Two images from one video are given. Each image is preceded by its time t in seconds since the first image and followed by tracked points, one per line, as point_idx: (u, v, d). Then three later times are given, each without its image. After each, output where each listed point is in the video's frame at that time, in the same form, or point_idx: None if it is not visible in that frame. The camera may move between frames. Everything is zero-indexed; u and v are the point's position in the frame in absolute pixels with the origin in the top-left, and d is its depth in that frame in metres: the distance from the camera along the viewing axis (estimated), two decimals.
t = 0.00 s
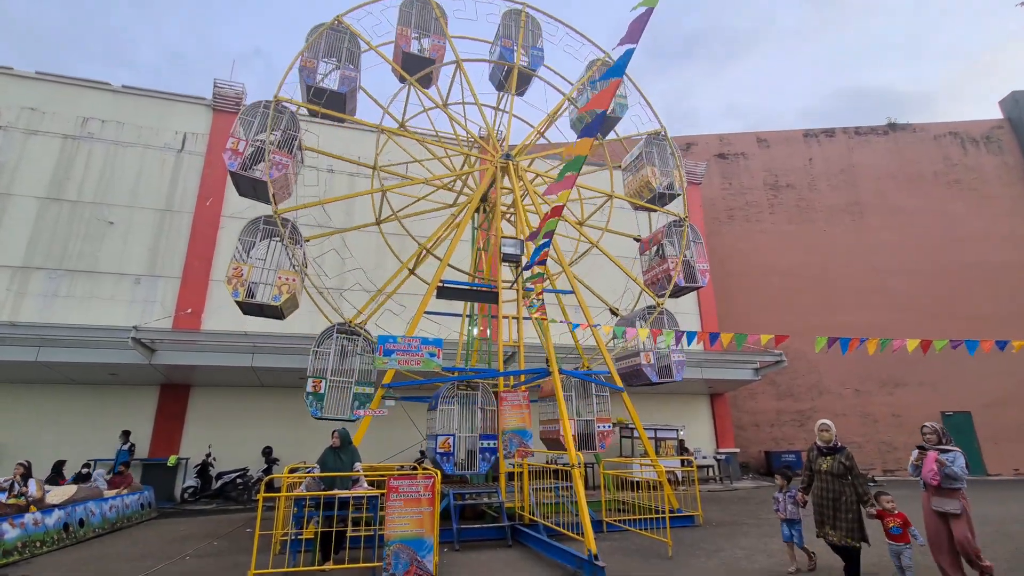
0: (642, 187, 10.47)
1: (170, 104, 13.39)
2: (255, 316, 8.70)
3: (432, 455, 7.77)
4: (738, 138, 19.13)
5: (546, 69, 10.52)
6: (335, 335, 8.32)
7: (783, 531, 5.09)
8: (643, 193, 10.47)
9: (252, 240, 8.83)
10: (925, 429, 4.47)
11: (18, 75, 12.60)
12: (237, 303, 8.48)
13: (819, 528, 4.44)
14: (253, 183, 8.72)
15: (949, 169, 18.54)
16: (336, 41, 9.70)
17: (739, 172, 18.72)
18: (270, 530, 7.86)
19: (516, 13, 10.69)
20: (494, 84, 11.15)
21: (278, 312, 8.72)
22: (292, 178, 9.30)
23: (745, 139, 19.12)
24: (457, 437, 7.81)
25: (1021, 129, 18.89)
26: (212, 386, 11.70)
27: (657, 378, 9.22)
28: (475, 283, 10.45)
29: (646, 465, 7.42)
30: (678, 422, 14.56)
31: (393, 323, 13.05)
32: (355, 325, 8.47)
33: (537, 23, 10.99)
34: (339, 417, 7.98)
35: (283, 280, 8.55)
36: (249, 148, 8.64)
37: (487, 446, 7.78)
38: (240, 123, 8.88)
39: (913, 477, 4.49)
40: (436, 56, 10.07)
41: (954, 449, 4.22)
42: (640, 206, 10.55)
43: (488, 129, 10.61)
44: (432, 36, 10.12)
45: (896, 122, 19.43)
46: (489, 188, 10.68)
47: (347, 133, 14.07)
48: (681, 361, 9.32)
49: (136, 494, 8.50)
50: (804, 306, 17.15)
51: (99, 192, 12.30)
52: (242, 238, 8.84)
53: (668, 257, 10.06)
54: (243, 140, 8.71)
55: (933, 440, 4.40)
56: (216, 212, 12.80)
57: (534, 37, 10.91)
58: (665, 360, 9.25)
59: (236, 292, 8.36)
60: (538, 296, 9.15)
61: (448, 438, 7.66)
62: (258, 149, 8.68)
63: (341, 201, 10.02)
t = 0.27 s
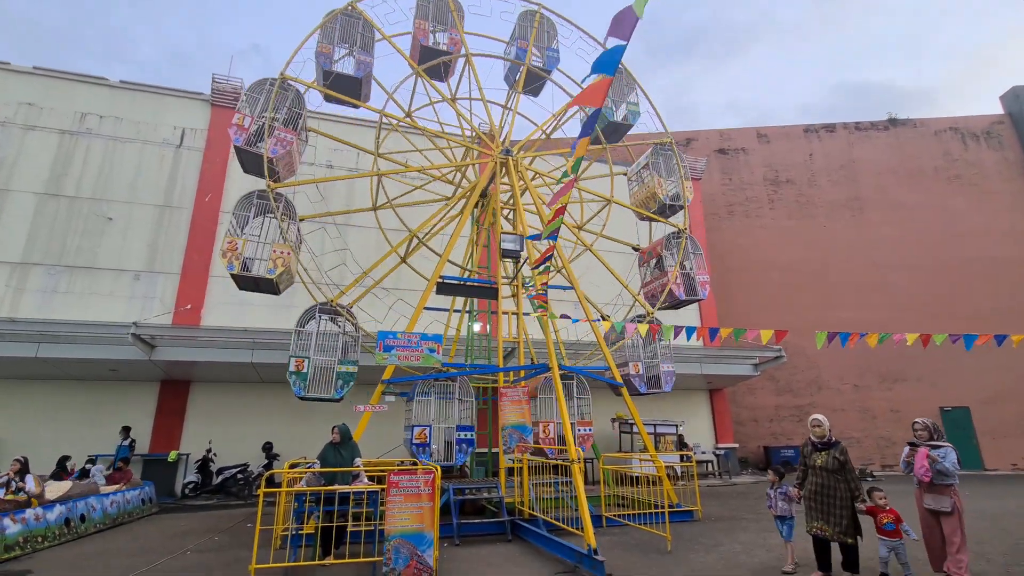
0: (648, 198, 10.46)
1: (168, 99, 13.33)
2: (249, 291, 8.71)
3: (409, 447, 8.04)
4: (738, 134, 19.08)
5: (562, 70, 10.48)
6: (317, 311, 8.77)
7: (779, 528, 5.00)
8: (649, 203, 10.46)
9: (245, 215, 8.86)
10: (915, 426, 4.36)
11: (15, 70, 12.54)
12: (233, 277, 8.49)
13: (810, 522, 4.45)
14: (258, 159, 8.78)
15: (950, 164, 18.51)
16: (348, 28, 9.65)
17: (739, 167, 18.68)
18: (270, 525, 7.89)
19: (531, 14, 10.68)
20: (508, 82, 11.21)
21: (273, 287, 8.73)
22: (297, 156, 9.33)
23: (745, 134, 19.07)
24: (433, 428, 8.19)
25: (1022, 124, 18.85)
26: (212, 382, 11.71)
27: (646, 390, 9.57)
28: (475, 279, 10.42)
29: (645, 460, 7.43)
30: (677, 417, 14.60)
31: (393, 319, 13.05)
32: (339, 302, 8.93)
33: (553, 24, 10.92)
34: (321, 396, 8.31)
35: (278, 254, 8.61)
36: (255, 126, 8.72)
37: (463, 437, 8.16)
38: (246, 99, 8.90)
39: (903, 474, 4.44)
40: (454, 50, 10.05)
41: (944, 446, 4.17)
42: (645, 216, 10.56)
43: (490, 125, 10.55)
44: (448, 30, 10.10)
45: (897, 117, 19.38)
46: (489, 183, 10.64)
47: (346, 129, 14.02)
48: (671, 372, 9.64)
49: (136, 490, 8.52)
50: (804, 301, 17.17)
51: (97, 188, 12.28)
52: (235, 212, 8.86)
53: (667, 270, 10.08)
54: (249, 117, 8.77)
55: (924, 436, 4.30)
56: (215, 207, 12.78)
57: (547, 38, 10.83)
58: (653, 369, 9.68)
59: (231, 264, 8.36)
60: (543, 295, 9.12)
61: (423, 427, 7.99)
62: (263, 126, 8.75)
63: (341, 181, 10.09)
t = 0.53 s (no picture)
0: (652, 212, 10.44)
1: (166, 97, 13.29)
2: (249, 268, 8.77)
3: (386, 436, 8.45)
4: (738, 131, 19.08)
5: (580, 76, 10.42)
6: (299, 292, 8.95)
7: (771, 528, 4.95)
8: (653, 216, 10.45)
9: (241, 190, 8.92)
10: (911, 423, 4.40)
11: (12, 69, 12.50)
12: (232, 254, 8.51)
13: (800, 523, 4.42)
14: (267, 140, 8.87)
15: (949, 162, 18.52)
16: (362, 20, 9.70)
17: (739, 165, 18.68)
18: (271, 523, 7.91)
19: (545, 20, 10.68)
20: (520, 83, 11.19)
21: (272, 263, 8.76)
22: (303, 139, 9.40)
23: (745, 132, 19.07)
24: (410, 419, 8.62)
25: (1021, 121, 18.85)
26: (211, 381, 11.72)
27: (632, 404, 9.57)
28: (475, 277, 10.42)
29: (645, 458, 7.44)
30: (677, 414, 14.63)
31: (393, 317, 13.06)
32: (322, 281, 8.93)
33: (567, 30, 10.88)
34: (308, 376, 8.46)
35: (277, 230, 8.64)
36: (262, 107, 8.79)
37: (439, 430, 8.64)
38: (256, 80, 8.99)
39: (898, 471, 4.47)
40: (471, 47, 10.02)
41: (941, 443, 4.21)
42: (649, 229, 10.54)
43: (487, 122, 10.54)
44: (465, 29, 10.11)
45: (897, 115, 19.37)
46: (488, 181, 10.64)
47: (346, 128, 14.00)
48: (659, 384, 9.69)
49: (137, 488, 8.53)
50: (803, 299, 17.19)
51: (96, 186, 12.26)
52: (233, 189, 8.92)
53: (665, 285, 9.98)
54: (259, 98, 8.86)
55: (920, 433, 4.34)
56: (214, 206, 12.76)
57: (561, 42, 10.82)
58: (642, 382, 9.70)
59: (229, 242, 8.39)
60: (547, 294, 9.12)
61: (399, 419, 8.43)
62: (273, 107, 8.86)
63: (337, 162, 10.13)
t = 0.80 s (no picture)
0: (654, 228, 10.43)
1: (166, 98, 13.29)
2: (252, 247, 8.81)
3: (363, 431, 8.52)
4: (737, 131, 19.09)
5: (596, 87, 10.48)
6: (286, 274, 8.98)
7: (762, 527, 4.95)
8: (655, 233, 10.42)
9: (241, 170, 9.14)
10: (907, 422, 4.31)
11: (11, 69, 12.49)
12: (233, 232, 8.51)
13: (784, 523, 4.34)
14: (282, 124, 9.04)
15: (949, 162, 18.53)
16: (378, 15, 9.77)
17: (738, 165, 18.68)
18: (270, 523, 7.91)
19: (559, 28, 10.70)
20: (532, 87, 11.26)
21: (273, 240, 8.76)
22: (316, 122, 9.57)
23: (744, 132, 19.08)
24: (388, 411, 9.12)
25: (1021, 122, 18.87)
26: (211, 381, 11.72)
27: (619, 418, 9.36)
28: (474, 277, 10.42)
29: (644, 458, 7.44)
30: (677, 414, 14.64)
31: (393, 317, 13.06)
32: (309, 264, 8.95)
33: (580, 39, 10.92)
34: (295, 357, 8.42)
35: (277, 208, 8.63)
36: (276, 93, 8.98)
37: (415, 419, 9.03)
38: (266, 65, 9.17)
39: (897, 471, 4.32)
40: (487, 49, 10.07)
41: (938, 442, 4.06)
42: (651, 246, 10.53)
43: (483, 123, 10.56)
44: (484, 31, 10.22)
45: (896, 115, 19.40)
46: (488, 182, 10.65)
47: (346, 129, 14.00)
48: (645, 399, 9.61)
49: (136, 488, 8.52)
50: (803, 299, 17.20)
51: (96, 186, 12.26)
52: (234, 168, 9.14)
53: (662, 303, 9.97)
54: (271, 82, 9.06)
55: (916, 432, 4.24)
56: (213, 206, 12.76)
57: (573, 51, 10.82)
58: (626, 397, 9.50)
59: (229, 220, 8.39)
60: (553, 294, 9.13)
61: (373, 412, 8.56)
62: (285, 91, 9.06)
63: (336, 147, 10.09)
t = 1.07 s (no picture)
0: (655, 246, 10.43)
1: (164, 100, 13.29)
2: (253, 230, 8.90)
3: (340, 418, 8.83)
4: (736, 132, 19.12)
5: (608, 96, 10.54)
6: (273, 255, 8.91)
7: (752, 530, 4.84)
8: (656, 251, 10.44)
9: (242, 152, 9.11)
10: (901, 423, 4.27)
11: (10, 72, 12.49)
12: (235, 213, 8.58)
13: (776, 525, 4.33)
14: (298, 111, 9.24)
15: (947, 162, 18.56)
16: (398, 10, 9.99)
17: (737, 165, 18.71)
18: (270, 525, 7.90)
19: (571, 39, 10.81)
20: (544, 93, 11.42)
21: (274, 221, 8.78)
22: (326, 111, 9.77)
23: (743, 132, 19.11)
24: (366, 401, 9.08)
25: (1019, 121, 18.91)
26: (211, 383, 11.71)
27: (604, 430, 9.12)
28: (474, 278, 10.41)
29: (644, 458, 7.44)
30: (676, 415, 14.65)
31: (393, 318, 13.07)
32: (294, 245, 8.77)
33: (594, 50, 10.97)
34: (283, 338, 8.43)
35: (279, 189, 8.65)
36: (291, 82, 9.20)
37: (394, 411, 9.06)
38: (276, 55, 9.32)
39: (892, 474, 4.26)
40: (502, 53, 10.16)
41: (933, 444, 4.02)
42: (653, 263, 10.53)
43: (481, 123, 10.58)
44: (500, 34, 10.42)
45: (894, 115, 19.43)
46: (487, 183, 10.64)
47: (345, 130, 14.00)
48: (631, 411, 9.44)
49: (136, 491, 8.50)
50: (802, 299, 17.22)
51: (95, 189, 12.25)
52: (235, 151, 9.11)
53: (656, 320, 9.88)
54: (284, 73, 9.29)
55: (910, 433, 4.19)
56: (212, 208, 12.75)
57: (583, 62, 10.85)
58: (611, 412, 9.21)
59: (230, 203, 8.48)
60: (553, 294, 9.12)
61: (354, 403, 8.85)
62: (298, 81, 9.28)
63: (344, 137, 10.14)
